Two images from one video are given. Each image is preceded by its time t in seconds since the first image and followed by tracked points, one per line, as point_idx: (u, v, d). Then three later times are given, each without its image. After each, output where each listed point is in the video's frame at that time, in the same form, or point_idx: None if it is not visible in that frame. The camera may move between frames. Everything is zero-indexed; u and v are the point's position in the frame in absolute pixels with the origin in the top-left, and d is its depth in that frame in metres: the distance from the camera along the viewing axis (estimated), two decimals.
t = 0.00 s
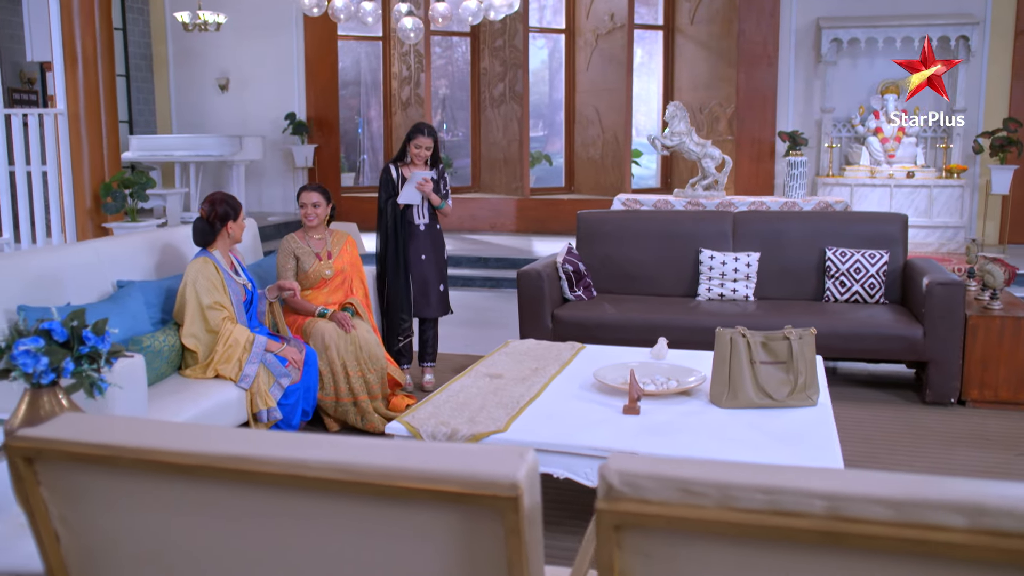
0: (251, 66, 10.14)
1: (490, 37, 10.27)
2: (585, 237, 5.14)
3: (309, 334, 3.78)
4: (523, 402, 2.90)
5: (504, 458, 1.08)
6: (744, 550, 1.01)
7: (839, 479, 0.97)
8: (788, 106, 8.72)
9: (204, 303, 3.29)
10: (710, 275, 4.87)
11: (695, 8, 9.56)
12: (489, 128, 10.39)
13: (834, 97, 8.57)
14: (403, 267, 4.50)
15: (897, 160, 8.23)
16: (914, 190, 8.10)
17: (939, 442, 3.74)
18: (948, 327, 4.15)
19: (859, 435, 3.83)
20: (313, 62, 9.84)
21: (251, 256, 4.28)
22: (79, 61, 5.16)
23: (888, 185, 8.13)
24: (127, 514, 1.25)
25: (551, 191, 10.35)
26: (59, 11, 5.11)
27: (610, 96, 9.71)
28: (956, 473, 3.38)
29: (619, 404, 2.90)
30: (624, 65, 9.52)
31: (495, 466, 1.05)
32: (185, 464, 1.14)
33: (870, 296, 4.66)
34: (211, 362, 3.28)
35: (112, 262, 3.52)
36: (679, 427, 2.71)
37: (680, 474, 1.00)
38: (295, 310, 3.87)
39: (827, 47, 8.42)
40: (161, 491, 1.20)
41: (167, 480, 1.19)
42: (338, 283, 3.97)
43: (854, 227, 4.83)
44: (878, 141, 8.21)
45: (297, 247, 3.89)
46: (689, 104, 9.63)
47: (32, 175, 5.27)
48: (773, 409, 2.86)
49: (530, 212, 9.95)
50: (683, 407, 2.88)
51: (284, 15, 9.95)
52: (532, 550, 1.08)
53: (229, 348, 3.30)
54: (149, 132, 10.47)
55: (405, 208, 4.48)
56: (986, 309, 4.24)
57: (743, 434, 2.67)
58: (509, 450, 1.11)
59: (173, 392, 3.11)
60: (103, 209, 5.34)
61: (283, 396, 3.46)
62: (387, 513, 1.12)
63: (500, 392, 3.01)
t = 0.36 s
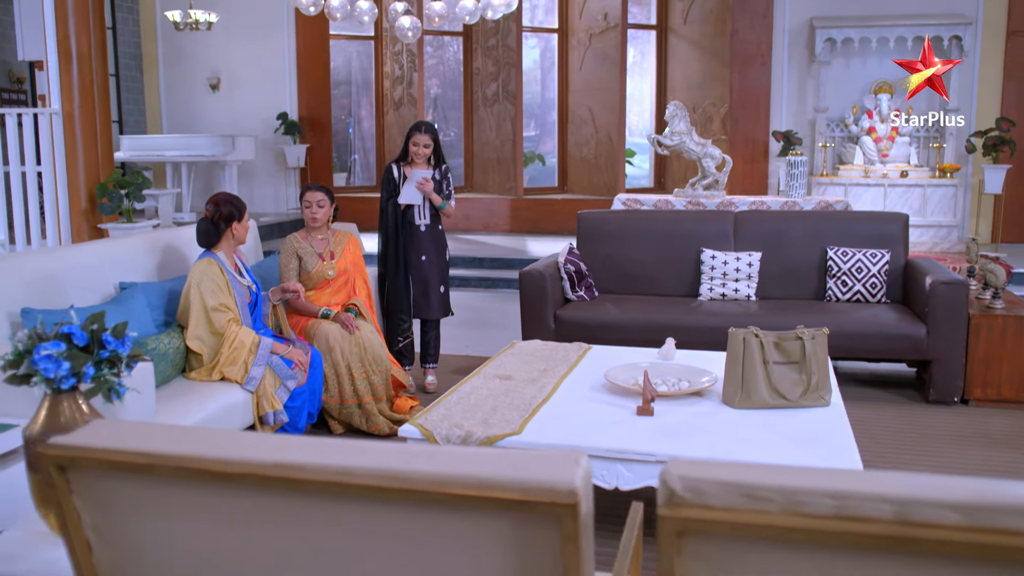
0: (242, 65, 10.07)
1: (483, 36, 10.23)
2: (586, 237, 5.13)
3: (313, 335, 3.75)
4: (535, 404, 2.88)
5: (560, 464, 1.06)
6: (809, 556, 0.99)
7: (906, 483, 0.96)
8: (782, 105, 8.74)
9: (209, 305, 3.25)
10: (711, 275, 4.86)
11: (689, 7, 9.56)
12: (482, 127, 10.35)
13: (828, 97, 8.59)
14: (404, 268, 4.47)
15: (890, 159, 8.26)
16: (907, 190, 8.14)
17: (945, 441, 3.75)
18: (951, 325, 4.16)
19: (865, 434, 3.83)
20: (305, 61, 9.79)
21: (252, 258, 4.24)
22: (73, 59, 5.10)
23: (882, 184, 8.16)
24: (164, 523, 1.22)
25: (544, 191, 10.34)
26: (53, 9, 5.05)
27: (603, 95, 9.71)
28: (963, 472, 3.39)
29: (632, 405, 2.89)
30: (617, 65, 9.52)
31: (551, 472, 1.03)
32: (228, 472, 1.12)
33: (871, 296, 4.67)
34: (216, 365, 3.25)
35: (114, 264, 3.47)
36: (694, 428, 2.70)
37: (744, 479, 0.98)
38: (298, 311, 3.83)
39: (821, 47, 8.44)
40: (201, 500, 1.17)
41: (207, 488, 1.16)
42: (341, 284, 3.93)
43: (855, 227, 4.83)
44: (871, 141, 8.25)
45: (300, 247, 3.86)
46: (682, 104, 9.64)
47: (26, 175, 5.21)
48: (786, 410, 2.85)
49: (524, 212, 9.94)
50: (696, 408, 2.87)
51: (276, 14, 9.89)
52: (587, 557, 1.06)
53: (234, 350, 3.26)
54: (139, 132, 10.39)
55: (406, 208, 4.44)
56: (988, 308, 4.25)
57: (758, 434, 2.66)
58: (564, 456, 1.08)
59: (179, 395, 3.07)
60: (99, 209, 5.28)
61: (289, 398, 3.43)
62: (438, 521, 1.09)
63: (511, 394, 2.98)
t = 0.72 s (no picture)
0: (233, 64, 10.00)
1: (475, 36, 10.20)
2: (585, 237, 5.12)
3: (317, 337, 3.71)
4: (547, 405, 2.86)
5: (616, 471, 1.04)
6: (872, 560, 0.98)
7: (974, 487, 0.95)
8: (774, 105, 8.76)
9: (213, 307, 3.21)
10: (712, 274, 4.86)
11: (681, 7, 9.58)
12: (474, 127, 10.31)
13: (820, 96, 8.62)
14: (405, 268, 4.44)
15: (883, 159, 8.28)
16: (900, 189, 8.19)
17: (949, 440, 3.76)
18: (954, 324, 4.17)
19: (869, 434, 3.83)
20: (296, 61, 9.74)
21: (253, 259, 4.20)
22: (67, 58, 5.04)
23: (876, 184, 8.19)
24: (203, 532, 1.19)
25: (537, 191, 10.34)
26: (46, 7, 4.98)
27: (595, 95, 9.72)
28: (970, 471, 3.39)
29: (644, 406, 2.87)
30: (610, 65, 9.52)
31: (609, 478, 1.02)
32: (274, 480, 1.09)
33: (872, 295, 4.67)
34: (221, 368, 3.21)
35: (117, 266, 3.43)
36: (708, 429, 2.69)
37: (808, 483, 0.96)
38: (300, 312, 3.80)
39: (814, 47, 8.46)
40: (244, 509, 1.15)
41: (250, 496, 1.14)
42: (344, 285, 3.90)
43: (855, 227, 4.84)
44: (864, 140, 8.26)
45: (303, 248, 3.84)
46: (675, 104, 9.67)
47: (19, 176, 5.14)
48: (799, 410, 2.84)
49: (516, 212, 9.92)
50: (709, 409, 2.86)
51: (266, 12, 9.82)
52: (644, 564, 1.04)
53: (240, 353, 3.23)
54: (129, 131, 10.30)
55: (407, 208, 4.42)
56: (989, 307, 4.27)
57: (772, 435, 2.65)
58: (618, 462, 1.07)
59: (185, 398, 3.03)
60: (95, 210, 5.23)
61: (295, 401, 3.40)
62: (489, 529, 1.07)
63: (522, 395, 2.96)
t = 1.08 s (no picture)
0: (221, 64, 9.92)
1: (466, 36, 10.15)
2: (584, 237, 5.11)
3: (319, 339, 3.68)
4: (556, 407, 2.84)
5: (670, 476, 1.02)
6: (933, 564, 0.97)
7: None
8: (765, 104, 8.77)
9: (216, 309, 3.18)
10: (711, 274, 4.86)
11: (672, 7, 9.59)
12: (464, 127, 10.25)
13: (811, 96, 8.65)
14: (405, 269, 4.42)
15: (874, 159, 8.31)
16: (891, 189, 8.21)
17: (952, 439, 3.77)
18: (954, 324, 4.18)
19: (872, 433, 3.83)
20: (286, 60, 9.66)
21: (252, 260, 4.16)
22: (59, 57, 4.96)
23: (867, 183, 8.22)
24: (242, 540, 1.16)
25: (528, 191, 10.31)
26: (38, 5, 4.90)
27: (587, 95, 9.72)
28: (975, 470, 3.41)
29: (654, 407, 2.86)
30: (602, 65, 9.51)
31: (665, 482, 1.00)
32: (318, 488, 1.06)
33: (871, 294, 4.69)
34: (225, 370, 3.17)
35: (117, 268, 3.39)
36: (719, 430, 2.68)
37: (869, 487, 0.95)
38: (301, 314, 3.77)
39: (805, 47, 8.48)
40: (285, 516, 1.12)
41: (293, 504, 1.11)
42: (346, 287, 3.87)
43: (853, 226, 4.86)
44: (855, 140, 8.30)
45: (305, 249, 3.81)
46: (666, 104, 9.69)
47: (10, 176, 5.07)
48: (809, 410, 2.84)
49: (508, 212, 9.90)
50: (719, 409, 2.85)
51: (255, 11, 9.74)
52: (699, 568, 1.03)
53: (243, 355, 3.19)
54: (116, 132, 10.20)
55: (407, 209, 4.39)
56: (988, 306, 4.29)
57: (784, 435, 2.64)
58: (671, 467, 1.05)
59: (189, 402, 2.99)
60: (88, 212, 5.17)
61: (300, 404, 3.38)
62: (540, 534, 1.05)
63: (530, 396, 2.95)
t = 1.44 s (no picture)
0: (208, 63, 9.85)
1: (455, 36, 10.10)
2: (581, 238, 5.10)
3: (319, 341, 3.64)
4: (564, 408, 2.83)
5: (724, 479, 1.01)
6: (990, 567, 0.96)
7: None
8: (755, 104, 8.80)
9: (218, 311, 3.14)
10: (708, 275, 4.86)
11: (661, 8, 9.62)
12: (453, 128, 10.19)
13: (800, 96, 8.69)
14: (403, 270, 4.39)
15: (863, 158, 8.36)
16: (880, 188, 8.27)
17: (952, 438, 3.79)
18: (951, 323, 4.21)
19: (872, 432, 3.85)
20: (274, 60, 9.60)
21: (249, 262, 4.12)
22: (50, 57, 4.89)
23: (856, 183, 8.26)
24: (281, 549, 1.14)
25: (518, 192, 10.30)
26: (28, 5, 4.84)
27: (576, 95, 9.72)
28: (976, 468, 3.42)
29: (662, 408, 2.86)
30: (591, 65, 9.52)
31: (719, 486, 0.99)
32: (363, 495, 1.04)
33: (867, 294, 4.70)
34: (227, 373, 3.13)
35: (116, 270, 3.35)
36: (729, 430, 2.68)
37: (928, 489, 0.94)
38: (300, 316, 3.74)
39: (795, 47, 8.52)
40: (326, 524, 1.10)
41: (337, 511, 1.09)
42: (345, 289, 3.84)
43: (849, 226, 4.88)
44: (845, 140, 8.35)
45: (305, 250, 3.78)
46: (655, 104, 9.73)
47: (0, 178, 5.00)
48: (816, 410, 2.84)
49: (498, 212, 9.89)
50: (727, 410, 2.84)
51: (243, 11, 9.68)
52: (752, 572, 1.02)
53: (245, 358, 3.15)
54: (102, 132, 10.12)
55: (405, 210, 4.36)
56: (985, 306, 4.31)
57: (794, 435, 2.64)
58: (723, 471, 1.04)
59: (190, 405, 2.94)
60: (79, 214, 5.12)
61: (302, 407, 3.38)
62: (590, 540, 1.04)
63: (537, 398, 2.93)
